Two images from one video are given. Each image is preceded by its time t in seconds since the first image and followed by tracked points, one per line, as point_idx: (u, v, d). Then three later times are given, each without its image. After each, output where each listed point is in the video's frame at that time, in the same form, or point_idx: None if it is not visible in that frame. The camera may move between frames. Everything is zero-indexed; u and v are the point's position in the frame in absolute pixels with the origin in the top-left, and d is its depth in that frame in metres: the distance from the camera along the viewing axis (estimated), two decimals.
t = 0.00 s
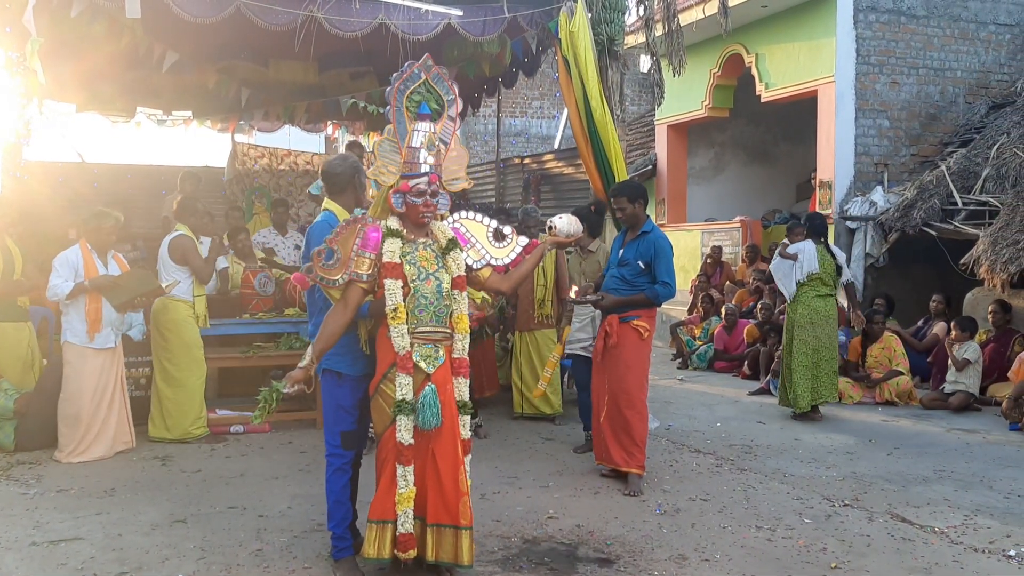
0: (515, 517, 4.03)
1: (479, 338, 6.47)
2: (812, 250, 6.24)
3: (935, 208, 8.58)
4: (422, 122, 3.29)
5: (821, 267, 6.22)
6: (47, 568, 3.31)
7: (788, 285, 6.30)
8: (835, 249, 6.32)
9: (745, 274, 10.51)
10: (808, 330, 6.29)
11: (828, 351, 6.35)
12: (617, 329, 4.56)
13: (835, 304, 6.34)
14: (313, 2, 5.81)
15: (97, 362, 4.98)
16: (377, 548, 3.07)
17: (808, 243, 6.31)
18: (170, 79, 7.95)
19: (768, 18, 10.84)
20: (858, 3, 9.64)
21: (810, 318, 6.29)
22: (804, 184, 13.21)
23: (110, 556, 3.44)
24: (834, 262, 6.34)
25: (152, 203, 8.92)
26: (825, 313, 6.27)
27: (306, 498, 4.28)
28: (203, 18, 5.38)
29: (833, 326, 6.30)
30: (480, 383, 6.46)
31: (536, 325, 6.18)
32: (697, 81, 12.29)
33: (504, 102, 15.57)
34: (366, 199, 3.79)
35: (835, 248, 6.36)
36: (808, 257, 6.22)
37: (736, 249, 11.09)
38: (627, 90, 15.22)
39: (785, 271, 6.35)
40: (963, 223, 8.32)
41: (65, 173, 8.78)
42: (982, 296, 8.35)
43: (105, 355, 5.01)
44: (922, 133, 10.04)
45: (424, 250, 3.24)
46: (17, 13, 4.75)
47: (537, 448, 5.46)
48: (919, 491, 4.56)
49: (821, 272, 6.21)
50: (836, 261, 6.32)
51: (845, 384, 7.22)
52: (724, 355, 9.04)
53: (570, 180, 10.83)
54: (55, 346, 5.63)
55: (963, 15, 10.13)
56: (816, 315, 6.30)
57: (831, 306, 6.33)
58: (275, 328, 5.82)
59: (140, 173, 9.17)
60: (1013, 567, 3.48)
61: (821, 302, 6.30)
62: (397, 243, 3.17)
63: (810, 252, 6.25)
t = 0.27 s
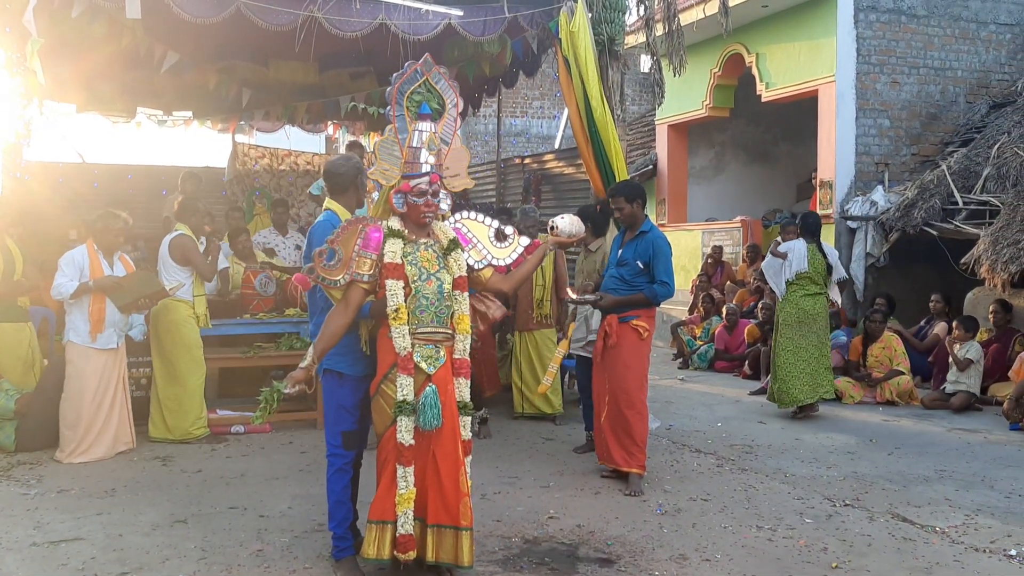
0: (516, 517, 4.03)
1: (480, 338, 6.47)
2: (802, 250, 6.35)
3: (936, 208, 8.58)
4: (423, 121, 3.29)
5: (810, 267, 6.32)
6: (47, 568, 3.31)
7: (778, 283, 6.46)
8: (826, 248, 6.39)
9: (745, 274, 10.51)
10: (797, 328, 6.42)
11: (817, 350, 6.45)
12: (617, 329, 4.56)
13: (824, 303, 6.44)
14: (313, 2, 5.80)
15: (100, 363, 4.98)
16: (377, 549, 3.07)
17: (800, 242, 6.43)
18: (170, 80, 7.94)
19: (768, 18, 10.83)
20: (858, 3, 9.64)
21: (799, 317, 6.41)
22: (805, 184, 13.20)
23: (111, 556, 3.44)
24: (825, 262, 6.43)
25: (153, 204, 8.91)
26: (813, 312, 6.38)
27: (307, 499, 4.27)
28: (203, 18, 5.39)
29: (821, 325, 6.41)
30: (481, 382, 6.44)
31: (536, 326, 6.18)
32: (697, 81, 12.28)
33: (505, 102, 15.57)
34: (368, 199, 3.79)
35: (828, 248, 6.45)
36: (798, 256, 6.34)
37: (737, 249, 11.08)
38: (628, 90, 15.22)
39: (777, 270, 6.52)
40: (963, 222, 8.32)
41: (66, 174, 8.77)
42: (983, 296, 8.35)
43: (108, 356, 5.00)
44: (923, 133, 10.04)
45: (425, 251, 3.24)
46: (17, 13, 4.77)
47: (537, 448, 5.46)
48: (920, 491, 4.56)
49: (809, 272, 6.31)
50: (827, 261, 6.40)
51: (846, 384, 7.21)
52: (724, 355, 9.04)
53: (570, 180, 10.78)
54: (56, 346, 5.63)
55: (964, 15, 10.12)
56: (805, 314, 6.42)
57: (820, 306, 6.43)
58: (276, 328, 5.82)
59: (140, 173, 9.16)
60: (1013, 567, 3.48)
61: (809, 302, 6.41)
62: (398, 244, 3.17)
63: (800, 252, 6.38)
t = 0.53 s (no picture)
0: (518, 517, 4.04)
1: (482, 339, 6.48)
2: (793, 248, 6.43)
3: (938, 208, 8.57)
4: (425, 122, 3.29)
5: (803, 265, 6.40)
6: (50, 569, 3.31)
7: (771, 283, 6.49)
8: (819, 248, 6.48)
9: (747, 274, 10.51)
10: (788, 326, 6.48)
11: (809, 349, 6.48)
12: (617, 330, 4.57)
13: (817, 302, 6.48)
14: (315, 3, 5.81)
15: (101, 363, 4.99)
16: (381, 550, 3.07)
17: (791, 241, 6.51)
18: (172, 81, 7.95)
19: (770, 18, 10.83)
20: (860, 3, 9.64)
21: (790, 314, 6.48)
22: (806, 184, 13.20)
23: (114, 557, 3.45)
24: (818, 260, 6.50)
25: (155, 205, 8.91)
26: (805, 311, 6.43)
27: (309, 499, 4.28)
28: (205, 19, 5.40)
29: (813, 324, 6.45)
30: (483, 383, 6.48)
31: (537, 326, 6.18)
32: (699, 81, 12.28)
33: (507, 102, 15.57)
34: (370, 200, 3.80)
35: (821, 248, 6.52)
36: (790, 256, 6.41)
37: (739, 249, 11.08)
38: (629, 91, 15.23)
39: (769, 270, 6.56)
40: (966, 222, 8.31)
41: (69, 175, 8.77)
42: (985, 296, 8.35)
43: (109, 357, 5.02)
44: (924, 133, 10.04)
45: (428, 252, 3.25)
46: (20, 14, 4.77)
47: (539, 448, 5.47)
48: (922, 491, 4.56)
49: (802, 270, 6.37)
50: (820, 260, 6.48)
51: (848, 385, 7.21)
52: (726, 355, 9.04)
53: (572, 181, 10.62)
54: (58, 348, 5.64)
55: (965, 15, 10.12)
56: (796, 313, 6.48)
57: (813, 305, 6.47)
58: (278, 329, 5.84)
59: (143, 174, 9.16)
60: (1016, 567, 3.48)
61: (801, 300, 6.46)
62: (401, 245, 3.18)
63: (792, 251, 6.44)
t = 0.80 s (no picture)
0: (521, 517, 4.04)
1: (484, 339, 6.48)
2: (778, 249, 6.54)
3: (941, 208, 8.56)
4: (427, 123, 3.30)
5: (786, 267, 6.52)
6: (53, 569, 3.32)
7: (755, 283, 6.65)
8: (803, 250, 6.56)
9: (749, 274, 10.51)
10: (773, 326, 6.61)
11: (794, 349, 6.55)
12: (618, 330, 4.57)
13: (802, 303, 6.57)
14: (318, 3, 5.83)
15: (97, 364, 4.99)
16: (386, 549, 3.07)
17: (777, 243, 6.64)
18: (175, 81, 7.97)
19: (772, 18, 10.82)
20: (863, 3, 9.63)
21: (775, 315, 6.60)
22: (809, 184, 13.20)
23: (117, 557, 3.46)
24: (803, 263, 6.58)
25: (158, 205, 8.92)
26: (788, 312, 6.54)
27: (312, 499, 4.29)
28: (208, 19, 5.41)
29: (797, 325, 6.53)
30: (486, 383, 6.53)
31: (539, 326, 6.19)
32: (701, 81, 12.27)
33: (508, 102, 15.58)
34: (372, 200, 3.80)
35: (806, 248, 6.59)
36: (774, 257, 6.54)
37: (741, 249, 11.08)
38: (631, 91, 15.23)
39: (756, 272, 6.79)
40: (968, 222, 8.30)
41: (71, 175, 8.79)
42: (988, 296, 8.34)
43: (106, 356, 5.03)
44: (926, 133, 10.03)
45: (430, 252, 3.25)
46: (23, 14, 4.81)
47: (542, 448, 5.47)
48: (925, 491, 4.55)
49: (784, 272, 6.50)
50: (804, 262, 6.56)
51: (850, 385, 7.23)
52: (729, 355, 9.05)
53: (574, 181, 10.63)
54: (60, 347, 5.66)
55: (967, 15, 10.12)
56: (781, 314, 6.59)
57: (797, 305, 6.56)
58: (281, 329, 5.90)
59: (145, 174, 9.18)
60: (1018, 567, 3.48)
61: (786, 301, 6.57)
62: (403, 245, 3.18)
63: (777, 252, 6.57)
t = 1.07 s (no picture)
0: (525, 517, 4.04)
1: (488, 338, 6.48)
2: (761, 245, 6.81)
3: (945, 207, 8.54)
4: (431, 122, 3.29)
5: (769, 263, 6.75)
6: (59, 569, 3.33)
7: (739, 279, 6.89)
8: (786, 247, 6.82)
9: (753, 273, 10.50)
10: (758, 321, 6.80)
11: (777, 343, 6.75)
12: (621, 329, 4.56)
13: (785, 298, 6.80)
14: (322, 3, 5.83)
15: (98, 363, 5.00)
16: (390, 549, 3.07)
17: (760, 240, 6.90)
18: (179, 81, 7.99)
19: (776, 17, 10.80)
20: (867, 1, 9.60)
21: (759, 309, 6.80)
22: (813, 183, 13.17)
23: (122, 556, 3.46)
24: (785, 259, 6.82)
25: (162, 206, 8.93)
26: (771, 306, 6.76)
27: (317, 498, 4.29)
28: (212, 19, 5.41)
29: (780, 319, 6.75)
30: (489, 383, 6.52)
31: (544, 326, 6.18)
32: (705, 80, 12.25)
33: (512, 101, 15.58)
34: (376, 199, 3.81)
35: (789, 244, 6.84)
36: (757, 253, 6.78)
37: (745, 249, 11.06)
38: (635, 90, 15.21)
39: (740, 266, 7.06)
40: (972, 222, 8.28)
41: (76, 176, 8.80)
42: (992, 296, 8.32)
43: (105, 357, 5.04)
44: (931, 132, 10.00)
45: (435, 251, 3.25)
46: (27, 15, 4.87)
47: (546, 448, 5.47)
48: (930, 490, 4.54)
49: (767, 267, 6.73)
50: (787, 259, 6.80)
51: (855, 384, 7.20)
52: (732, 354, 9.06)
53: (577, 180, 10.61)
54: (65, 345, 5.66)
55: (972, 14, 10.08)
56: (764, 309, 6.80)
57: (780, 301, 6.79)
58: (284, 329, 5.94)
59: (149, 173, 9.19)
60: None
61: (769, 297, 6.80)
62: (408, 244, 3.17)
63: (760, 249, 6.82)
